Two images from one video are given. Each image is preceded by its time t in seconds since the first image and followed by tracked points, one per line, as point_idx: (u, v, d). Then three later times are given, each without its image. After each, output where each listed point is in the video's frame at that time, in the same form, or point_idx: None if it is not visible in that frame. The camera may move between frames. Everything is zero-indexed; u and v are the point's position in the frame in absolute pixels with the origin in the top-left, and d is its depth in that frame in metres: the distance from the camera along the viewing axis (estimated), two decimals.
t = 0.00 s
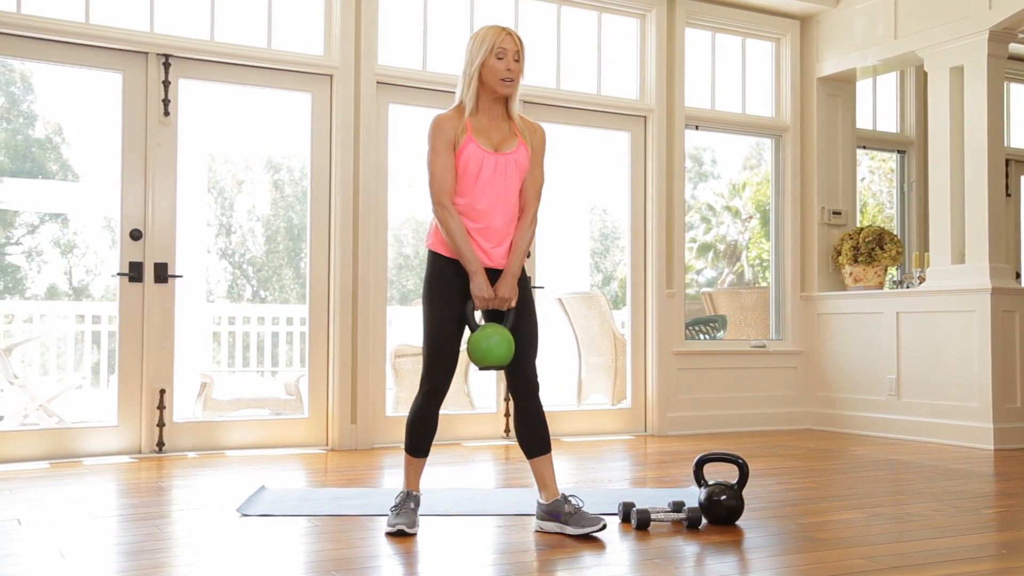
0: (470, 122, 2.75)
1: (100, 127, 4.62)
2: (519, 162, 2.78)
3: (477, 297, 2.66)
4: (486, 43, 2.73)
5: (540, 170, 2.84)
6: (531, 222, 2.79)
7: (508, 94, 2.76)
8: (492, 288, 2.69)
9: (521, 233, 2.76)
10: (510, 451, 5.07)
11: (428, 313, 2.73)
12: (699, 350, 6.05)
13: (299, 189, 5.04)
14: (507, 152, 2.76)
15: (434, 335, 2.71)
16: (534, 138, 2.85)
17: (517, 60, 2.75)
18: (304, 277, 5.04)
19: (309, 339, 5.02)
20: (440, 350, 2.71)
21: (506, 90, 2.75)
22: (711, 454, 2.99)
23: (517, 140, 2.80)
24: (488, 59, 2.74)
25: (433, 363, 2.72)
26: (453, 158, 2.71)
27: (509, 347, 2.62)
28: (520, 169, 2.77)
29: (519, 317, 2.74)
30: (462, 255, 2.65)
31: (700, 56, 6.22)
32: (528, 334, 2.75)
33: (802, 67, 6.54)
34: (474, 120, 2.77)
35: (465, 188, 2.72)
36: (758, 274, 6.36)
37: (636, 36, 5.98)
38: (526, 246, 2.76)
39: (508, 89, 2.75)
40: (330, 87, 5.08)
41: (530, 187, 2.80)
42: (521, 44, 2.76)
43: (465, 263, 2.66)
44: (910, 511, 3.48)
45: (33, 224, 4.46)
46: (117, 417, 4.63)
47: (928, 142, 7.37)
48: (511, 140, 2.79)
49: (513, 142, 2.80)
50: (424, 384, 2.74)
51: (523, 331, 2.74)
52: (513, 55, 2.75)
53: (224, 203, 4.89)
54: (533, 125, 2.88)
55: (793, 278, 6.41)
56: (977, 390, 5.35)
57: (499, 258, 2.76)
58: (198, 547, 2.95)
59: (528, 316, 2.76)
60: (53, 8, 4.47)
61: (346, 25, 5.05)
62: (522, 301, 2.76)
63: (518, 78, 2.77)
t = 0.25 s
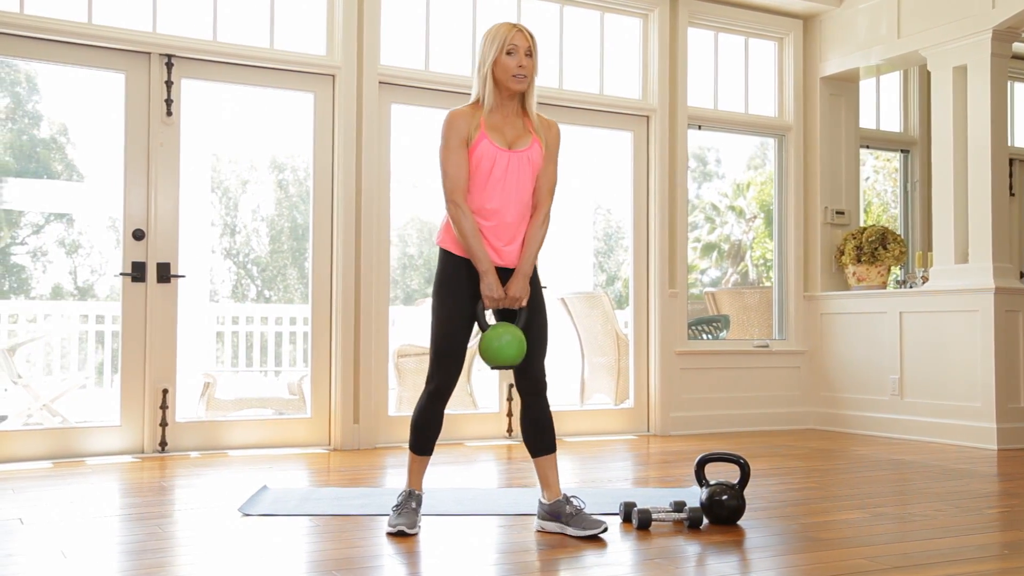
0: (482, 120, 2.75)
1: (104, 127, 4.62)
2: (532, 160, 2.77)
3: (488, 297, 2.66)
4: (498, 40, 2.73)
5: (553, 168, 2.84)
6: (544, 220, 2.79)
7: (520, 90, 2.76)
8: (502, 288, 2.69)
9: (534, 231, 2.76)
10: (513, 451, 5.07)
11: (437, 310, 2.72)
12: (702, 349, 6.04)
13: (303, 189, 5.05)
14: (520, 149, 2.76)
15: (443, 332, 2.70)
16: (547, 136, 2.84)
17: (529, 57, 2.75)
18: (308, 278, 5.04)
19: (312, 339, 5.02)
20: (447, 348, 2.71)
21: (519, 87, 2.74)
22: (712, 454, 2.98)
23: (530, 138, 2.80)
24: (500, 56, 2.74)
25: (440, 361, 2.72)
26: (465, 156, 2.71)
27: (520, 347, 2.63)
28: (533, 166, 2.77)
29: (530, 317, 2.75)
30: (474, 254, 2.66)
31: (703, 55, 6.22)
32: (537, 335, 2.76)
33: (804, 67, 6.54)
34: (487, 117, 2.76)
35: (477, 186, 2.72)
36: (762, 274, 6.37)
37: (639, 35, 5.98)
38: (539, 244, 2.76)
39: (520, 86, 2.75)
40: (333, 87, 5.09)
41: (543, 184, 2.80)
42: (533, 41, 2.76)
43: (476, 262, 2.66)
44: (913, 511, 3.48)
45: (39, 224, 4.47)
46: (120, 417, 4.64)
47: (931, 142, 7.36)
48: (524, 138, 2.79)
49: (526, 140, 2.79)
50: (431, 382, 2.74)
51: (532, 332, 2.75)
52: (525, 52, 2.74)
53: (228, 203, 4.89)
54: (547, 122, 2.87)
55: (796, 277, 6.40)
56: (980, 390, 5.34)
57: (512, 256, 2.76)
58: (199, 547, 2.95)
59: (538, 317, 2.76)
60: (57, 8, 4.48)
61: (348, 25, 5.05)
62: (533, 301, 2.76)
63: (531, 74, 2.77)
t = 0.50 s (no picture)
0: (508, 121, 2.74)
1: (109, 127, 4.63)
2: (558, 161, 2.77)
3: (511, 297, 2.65)
4: (523, 41, 2.73)
5: (578, 169, 2.84)
6: (568, 223, 2.79)
7: (546, 92, 2.76)
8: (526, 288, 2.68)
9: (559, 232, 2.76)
10: (517, 451, 5.07)
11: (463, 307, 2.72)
12: (706, 349, 6.04)
13: (309, 189, 5.06)
14: (546, 150, 2.75)
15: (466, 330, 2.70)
16: (570, 137, 2.85)
17: (554, 58, 2.75)
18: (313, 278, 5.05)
19: (316, 339, 5.03)
20: (468, 346, 2.71)
21: (544, 88, 2.75)
22: (716, 454, 2.98)
23: (556, 139, 2.79)
24: (524, 57, 2.74)
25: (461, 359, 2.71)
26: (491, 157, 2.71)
27: (538, 347, 2.61)
28: (558, 167, 2.76)
29: (553, 319, 2.74)
30: (500, 255, 2.64)
31: (707, 55, 6.21)
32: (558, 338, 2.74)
33: (809, 66, 6.53)
34: (512, 118, 2.76)
35: (504, 187, 2.71)
36: (766, 273, 6.36)
37: (643, 35, 5.97)
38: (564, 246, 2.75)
39: (546, 87, 2.75)
40: (336, 87, 5.09)
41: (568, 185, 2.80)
42: (558, 42, 2.76)
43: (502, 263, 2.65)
44: (918, 511, 3.47)
45: (44, 224, 4.48)
46: (125, 416, 4.65)
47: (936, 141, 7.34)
48: (549, 138, 2.78)
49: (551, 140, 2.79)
50: (450, 379, 2.74)
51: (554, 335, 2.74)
52: (549, 53, 2.75)
53: (234, 202, 4.90)
54: (570, 123, 2.88)
55: (801, 277, 6.39)
56: (985, 390, 5.32)
57: (537, 257, 2.75)
58: (204, 546, 2.96)
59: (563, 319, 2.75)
60: (62, 8, 4.49)
61: (352, 25, 5.06)
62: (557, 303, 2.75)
63: (555, 76, 2.77)
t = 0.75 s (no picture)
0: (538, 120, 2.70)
1: (114, 127, 4.64)
2: (587, 161, 2.73)
3: (545, 294, 2.62)
4: (559, 40, 2.67)
5: (607, 166, 2.80)
6: (598, 220, 2.75)
7: (579, 91, 2.71)
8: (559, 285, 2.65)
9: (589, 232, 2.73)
10: (521, 451, 5.07)
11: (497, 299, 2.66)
12: (711, 349, 6.03)
13: (314, 189, 5.06)
14: (576, 149, 2.72)
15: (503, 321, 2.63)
16: (600, 135, 2.80)
17: (591, 58, 2.69)
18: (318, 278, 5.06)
19: (320, 339, 5.03)
20: (507, 338, 2.63)
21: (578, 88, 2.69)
22: (721, 454, 2.98)
23: (587, 139, 2.75)
24: (558, 55, 2.68)
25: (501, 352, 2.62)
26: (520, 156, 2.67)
27: (578, 344, 2.57)
28: (589, 167, 2.73)
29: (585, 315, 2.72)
30: (529, 254, 2.61)
31: (711, 55, 6.21)
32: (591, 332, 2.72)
33: (813, 66, 6.51)
34: (544, 116, 2.71)
35: (532, 186, 2.68)
36: (772, 273, 6.35)
37: (647, 35, 5.97)
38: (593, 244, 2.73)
39: (580, 87, 2.69)
40: (341, 87, 5.10)
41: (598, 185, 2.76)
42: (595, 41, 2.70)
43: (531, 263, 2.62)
44: (924, 512, 3.46)
45: (49, 224, 4.49)
46: (130, 416, 4.65)
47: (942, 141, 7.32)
48: (580, 137, 2.74)
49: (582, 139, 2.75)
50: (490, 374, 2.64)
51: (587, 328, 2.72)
52: (589, 62, 2.68)
53: (239, 203, 4.91)
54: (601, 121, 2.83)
55: (805, 277, 6.38)
56: (990, 390, 5.31)
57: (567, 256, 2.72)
58: (209, 546, 2.96)
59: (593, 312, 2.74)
60: (67, 9, 4.50)
61: (356, 25, 5.06)
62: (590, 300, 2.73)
63: (591, 79, 2.72)
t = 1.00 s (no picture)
0: (554, 117, 2.69)
1: (115, 127, 4.64)
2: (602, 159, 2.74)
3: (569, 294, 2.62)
4: (578, 37, 2.66)
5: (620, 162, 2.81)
6: (612, 217, 2.77)
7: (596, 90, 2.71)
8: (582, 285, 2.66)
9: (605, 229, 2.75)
10: (521, 451, 5.07)
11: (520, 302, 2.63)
12: (711, 349, 6.03)
13: (314, 189, 5.06)
14: (591, 147, 2.72)
15: (536, 321, 2.60)
16: (612, 131, 2.81)
17: (609, 57, 2.68)
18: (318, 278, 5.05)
19: (321, 339, 5.03)
20: (546, 337, 2.59)
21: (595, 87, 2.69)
22: (722, 454, 2.98)
23: (600, 135, 2.76)
24: (577, 54, 2.67)
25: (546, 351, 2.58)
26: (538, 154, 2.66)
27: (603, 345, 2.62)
28: (603, 164, 2.73)
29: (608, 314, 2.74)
30: (551, 253, 2.60)
31: (712, 55, 6.20)
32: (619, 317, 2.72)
33: (814, 66, 6.51)
34: (560, 114, 2.70)
35: (550, 184, 2.68)
36: (772, 274, 6.35)
37: (648, 35, 5.97)
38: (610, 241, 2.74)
39: (597, 86, 2.69)
40: (341, 87, 5.09)
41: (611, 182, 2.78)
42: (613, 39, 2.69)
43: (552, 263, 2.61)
44: (924, 512, 3.46)
45: (50, 224, 4.49)
46: (130, 416, 4.65)
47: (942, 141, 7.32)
48: (594, 134, 2.75)
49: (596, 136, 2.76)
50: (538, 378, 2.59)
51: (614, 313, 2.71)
52: (608, 60, 2.69)
53: (239, 203, 4.91)
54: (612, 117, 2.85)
55: (806, 277, 6.38)
56: (990, 391, 5.31)
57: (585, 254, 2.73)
58: (210, 546, 2.96)
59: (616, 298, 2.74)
60: (68, 9, 4.50)
61: (357, 25, 5.06)
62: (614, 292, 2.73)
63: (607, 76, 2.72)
